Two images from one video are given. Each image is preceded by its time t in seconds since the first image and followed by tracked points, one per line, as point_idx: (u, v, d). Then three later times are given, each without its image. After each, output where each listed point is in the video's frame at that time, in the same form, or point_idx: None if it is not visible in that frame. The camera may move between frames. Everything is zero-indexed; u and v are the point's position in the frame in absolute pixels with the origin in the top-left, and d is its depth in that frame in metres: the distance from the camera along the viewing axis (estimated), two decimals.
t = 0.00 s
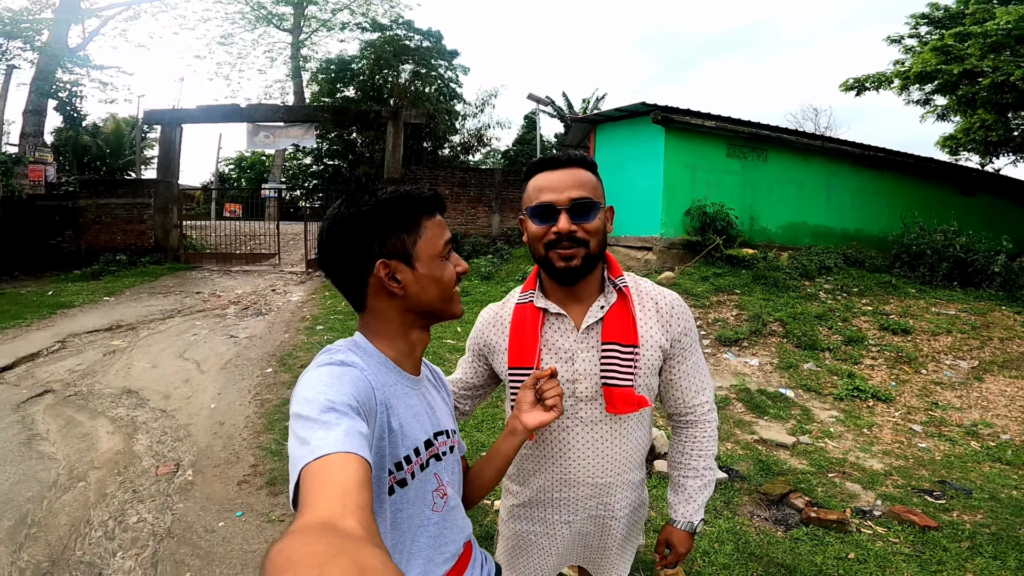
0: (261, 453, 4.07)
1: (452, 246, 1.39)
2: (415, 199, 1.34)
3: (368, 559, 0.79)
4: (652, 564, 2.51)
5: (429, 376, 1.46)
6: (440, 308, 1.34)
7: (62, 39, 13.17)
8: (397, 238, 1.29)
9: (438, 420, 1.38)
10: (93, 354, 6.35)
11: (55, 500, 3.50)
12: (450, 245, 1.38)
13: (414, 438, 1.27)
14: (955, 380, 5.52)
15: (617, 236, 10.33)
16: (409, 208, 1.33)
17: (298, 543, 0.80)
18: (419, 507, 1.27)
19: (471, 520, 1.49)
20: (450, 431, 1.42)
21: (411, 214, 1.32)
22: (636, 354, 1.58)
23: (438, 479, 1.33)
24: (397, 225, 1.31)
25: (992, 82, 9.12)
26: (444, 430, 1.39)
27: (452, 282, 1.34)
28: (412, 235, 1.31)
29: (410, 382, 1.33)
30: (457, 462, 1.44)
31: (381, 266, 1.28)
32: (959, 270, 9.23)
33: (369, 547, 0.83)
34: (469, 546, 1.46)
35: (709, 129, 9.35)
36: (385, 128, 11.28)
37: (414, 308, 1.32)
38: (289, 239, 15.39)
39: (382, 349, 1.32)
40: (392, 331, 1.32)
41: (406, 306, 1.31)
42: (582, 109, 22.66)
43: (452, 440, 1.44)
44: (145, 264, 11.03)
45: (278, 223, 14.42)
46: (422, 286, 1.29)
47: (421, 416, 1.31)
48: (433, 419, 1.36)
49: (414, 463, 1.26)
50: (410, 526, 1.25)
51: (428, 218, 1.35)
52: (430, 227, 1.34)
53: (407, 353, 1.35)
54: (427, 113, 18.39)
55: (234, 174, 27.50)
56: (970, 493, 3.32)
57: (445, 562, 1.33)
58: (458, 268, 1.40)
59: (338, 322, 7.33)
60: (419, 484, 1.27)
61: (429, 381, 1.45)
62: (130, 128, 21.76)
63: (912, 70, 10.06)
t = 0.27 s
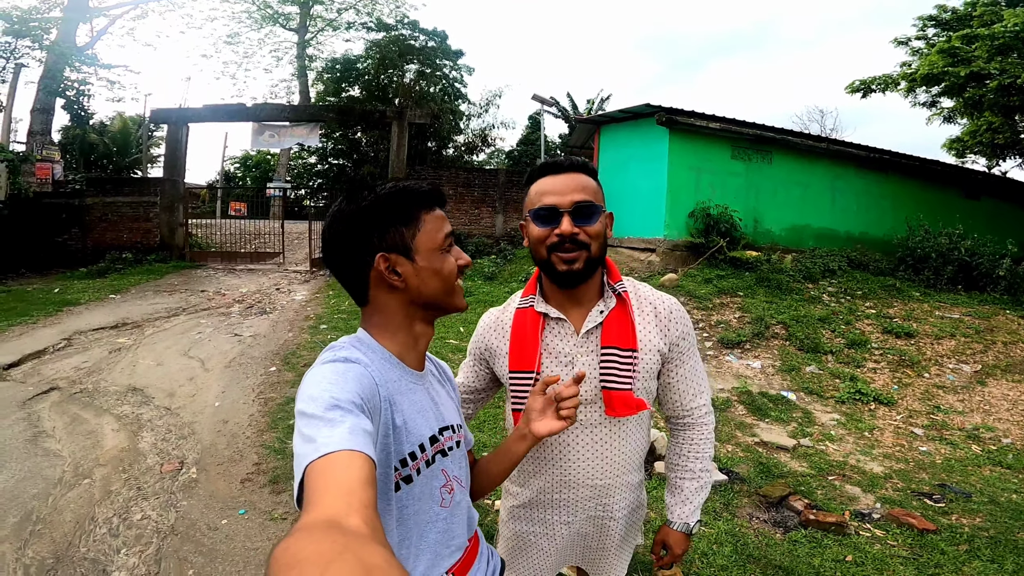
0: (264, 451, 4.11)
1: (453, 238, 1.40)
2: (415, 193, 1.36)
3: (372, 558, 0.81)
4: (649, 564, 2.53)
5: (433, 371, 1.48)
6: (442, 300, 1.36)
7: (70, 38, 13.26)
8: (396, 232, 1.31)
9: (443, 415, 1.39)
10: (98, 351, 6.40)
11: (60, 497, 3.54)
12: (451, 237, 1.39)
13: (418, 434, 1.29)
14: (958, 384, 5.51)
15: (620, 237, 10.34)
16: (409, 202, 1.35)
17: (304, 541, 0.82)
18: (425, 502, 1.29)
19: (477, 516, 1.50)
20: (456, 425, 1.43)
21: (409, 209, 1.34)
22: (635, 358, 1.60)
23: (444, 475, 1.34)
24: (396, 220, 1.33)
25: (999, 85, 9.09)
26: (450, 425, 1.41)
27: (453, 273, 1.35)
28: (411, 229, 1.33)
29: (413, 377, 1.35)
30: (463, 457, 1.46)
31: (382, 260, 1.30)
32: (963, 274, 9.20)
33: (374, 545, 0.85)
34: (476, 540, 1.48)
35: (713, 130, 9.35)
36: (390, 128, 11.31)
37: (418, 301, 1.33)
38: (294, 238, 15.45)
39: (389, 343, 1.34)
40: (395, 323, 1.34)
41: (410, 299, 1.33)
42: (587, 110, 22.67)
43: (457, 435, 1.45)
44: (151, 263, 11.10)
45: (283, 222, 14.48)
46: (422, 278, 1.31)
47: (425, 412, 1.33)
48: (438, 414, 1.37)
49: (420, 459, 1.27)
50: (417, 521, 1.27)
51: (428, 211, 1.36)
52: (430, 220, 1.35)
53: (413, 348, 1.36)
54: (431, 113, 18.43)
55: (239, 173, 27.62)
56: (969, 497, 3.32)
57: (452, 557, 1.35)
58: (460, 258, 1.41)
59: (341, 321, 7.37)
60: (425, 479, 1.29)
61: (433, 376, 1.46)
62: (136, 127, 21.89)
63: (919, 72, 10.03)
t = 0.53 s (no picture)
0: (267, 452, 4.12)
1: (411, 249, 1.31)
2: (362, 216, 1.35)
3: (380, 558, 0.81)
4: (648, 565, 2.54)
5: (444, 383, 1.49)
6: (399, 316, 1.29)
7: (69, 38, 13.26)
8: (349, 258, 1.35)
9: (450, 427, 1.40)
10: (101, 352, 6.42)
11: (65, 498, 3.56)
12: (402, 250, 1.30)
13: (423, 445, 1.30)
14: (960, 382, 5.51)
15: (621, 236, 10.35)
16: (358, 224, 1.34)
17: (314, 539, 0.82)
18: (426, 511, 1.30)
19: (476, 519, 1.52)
20: (462, 438, 1.44)
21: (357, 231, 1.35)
22: (632, 365, 1.61)
23: (446, 485, 1.35)
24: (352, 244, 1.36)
25: (1001, 82, 9.07)
26: (455, 437, 1.41)
27: (397, 291, 1.27)
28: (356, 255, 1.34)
29: (422, 391, 1.35)
30: (466, 466, 1.46)
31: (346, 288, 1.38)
32: (966, 271, 9.18)
33: (383, 544, 0.85)
34: (474, 542, 1.49)
35: (714, 128, 9.34)
36: (390, 127, 11.30)
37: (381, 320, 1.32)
38: (295, 237, 15.46)
39: (394, 351, 1.33)
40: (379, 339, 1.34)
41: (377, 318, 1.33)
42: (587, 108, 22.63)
43: (463, 445, 1.45)
44: (152, 262, 11.12)
45: (284, 222, 14.50)
46: (373, 301, 1.31)
47: (431, 423, 1.34)
48: (445, 425, 1.38)
49: (422, 470, 1.28)
50: (417, 529, 1.28)
51: (369, 231, 1.32)
52: (369, 242, 1.31)
53: (410, 359, 1.33)
54: (432, 111, 18.41)
55: (240, 172, 27.63)
56: (970, 496, 3.33)
57: (451, 562, 1.36)
58: (408, 273, 1.28)
59: (343, 320, 7.38)
60: (426, 489, 1.30)
61: (444, 388, 1.47)
62: (137, 127, 21.91)
63: (921, 69, 10.01)
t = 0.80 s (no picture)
0: (269, 451, 4.13)
1: (414, 260, 1.29)
2: (369, 217, 1.33)
3: (373, 564, 0.81)
4: (649, 564, 2.54)
5: (444, 386, 1.48)
6: (399, 329, 1.28)
7: (68, 38, 13.26)
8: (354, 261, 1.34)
9: (448, 431, 1.39)
10: (103, 352, 6.44)
11: (68, 498, 3.56)
12: (405, 259, 1.29)
13: (420, 449, 1.29)
14: (962, 379, 5.50)
15: (622, 233, 10.33)
16: (366, 225, 1.33)
17: (307, 545, 0.82)
18: (424, 513, 1.29)
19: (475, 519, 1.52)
20: (459, 442, 1.43)
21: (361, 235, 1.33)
22: (631, 368, 1.60)
23: (443, 488, 1.35)
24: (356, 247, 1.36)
25: (1003, 78, 9.02)
26: (453, 440, 1.41)
27: (397, 303, 1.27)
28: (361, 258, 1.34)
29: (421, 395, 1.35)
30: (463, 470, 1.46)
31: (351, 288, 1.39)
32: (968, 267, 9.15)
33: (376, 550, 0.85)
34: (473, 541, 1.49)
35: (714, 125, 9.31)
36: (390, 125, 11.28)
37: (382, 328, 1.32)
38: (296, 236, 15.47)
39: (395, 358, 1.32)
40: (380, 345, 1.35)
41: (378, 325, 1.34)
42: (588, 105, 22.58)
43: (460, 449, 1.45)
44: (154, 262, 11.14)
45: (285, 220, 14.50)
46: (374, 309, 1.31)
47: (429, 427, 1.33)
48: (443, 430, 1.38)
49: (419, 473, 1.28)
50: (413, 531, 1.28)
51: (374, 234, 1.31)
52: (373, 246, 1.30)
53: (411, 367, 1.33)
54: (432, 109, 18.38)
55: (241, 171, 27.65)
56: (972, 495, 3.32)
57: (449, 562, 1.36)
58: (408, 285, 1.27)
59: (344, 319, 7.38)
60: (424, 493, 1.29)
61: (443, 391, 1.46)
62: (137, 126, 21.91)
63: (922, 65, 9.96)
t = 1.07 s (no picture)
0: (270, 448, 4.12)
1: (424, 258, 1.28)
2: (383, 211, 1.32)
3: (370, 557, 0.79)
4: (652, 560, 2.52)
5: (444, 381, 1.47)
6: (404, 326, 1.27)
7: (66, 37, 13.23)
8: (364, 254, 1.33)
9: (448, 426, 1.38)
10: (104, 350, 6.43)
11: (70, 497, 3.56)
12: (415, 256, 1.27)
13: (419, 443, 1.28)
14: (965, 374, 5.48)
15: (623, 228, 10.30)
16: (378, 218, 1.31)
17: (304, 535, 0.80)
18: (423, 508, 1.28)
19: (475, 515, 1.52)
20: (458, 438, 1.42)
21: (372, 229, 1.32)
22: (634, 359, 1.59)
23: (442, 483, 1.34)
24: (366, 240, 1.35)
25: (1004, 72, 8.97)
26: (452, 435, 1.40)
27: (404, 300, 1.25)
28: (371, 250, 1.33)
29: (421, 389, 1.34)
30: (462, 466, 1.45)
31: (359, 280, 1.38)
32: (970, 262, 9.11)
33: (373, 543, 0.84)
34: (471, 539, 1.49)
35: (715, 120, 9.27)
36: (390, 122, 11.25)
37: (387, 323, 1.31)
38: (296, 233, 15.46)
39: (398, 354, 1.31)
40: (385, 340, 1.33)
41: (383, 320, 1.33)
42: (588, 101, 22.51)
43: (459, 444, 1.44)
44: (154, 260, 11.13)
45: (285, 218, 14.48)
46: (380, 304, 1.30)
47: (428, 421, 1.32)
48: (443, 424, 1.37)
49: (417, 467, 1.27)
50: (412, 526, 1.27)
51: (386, 228, 1.29)
52: (384, 240, 1.29)
53: (414, 364, 1.32)
54: (432, 106, 18.34)
55: (241, 169, 27.63)
56: (976, 490, 3.30)
57: (447, 558, 1.35)
58: (417, 283, 1.26)
59: (345, 316, 7.37)
60: (422, 487, 1.28)
61: (443, 387, 1.45)
62: (137, 125, 21.89)
63: (924, 60, 9.91)
